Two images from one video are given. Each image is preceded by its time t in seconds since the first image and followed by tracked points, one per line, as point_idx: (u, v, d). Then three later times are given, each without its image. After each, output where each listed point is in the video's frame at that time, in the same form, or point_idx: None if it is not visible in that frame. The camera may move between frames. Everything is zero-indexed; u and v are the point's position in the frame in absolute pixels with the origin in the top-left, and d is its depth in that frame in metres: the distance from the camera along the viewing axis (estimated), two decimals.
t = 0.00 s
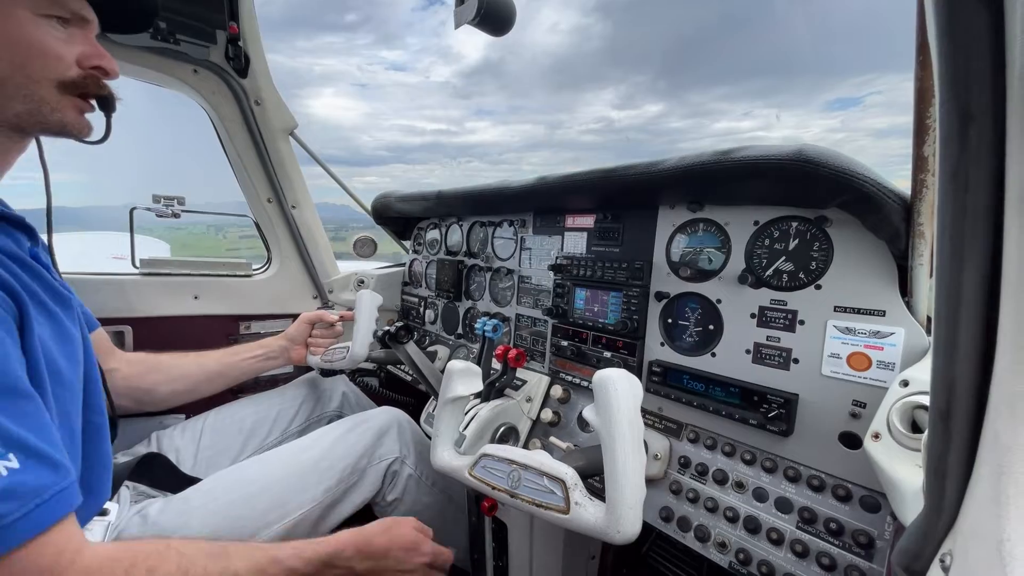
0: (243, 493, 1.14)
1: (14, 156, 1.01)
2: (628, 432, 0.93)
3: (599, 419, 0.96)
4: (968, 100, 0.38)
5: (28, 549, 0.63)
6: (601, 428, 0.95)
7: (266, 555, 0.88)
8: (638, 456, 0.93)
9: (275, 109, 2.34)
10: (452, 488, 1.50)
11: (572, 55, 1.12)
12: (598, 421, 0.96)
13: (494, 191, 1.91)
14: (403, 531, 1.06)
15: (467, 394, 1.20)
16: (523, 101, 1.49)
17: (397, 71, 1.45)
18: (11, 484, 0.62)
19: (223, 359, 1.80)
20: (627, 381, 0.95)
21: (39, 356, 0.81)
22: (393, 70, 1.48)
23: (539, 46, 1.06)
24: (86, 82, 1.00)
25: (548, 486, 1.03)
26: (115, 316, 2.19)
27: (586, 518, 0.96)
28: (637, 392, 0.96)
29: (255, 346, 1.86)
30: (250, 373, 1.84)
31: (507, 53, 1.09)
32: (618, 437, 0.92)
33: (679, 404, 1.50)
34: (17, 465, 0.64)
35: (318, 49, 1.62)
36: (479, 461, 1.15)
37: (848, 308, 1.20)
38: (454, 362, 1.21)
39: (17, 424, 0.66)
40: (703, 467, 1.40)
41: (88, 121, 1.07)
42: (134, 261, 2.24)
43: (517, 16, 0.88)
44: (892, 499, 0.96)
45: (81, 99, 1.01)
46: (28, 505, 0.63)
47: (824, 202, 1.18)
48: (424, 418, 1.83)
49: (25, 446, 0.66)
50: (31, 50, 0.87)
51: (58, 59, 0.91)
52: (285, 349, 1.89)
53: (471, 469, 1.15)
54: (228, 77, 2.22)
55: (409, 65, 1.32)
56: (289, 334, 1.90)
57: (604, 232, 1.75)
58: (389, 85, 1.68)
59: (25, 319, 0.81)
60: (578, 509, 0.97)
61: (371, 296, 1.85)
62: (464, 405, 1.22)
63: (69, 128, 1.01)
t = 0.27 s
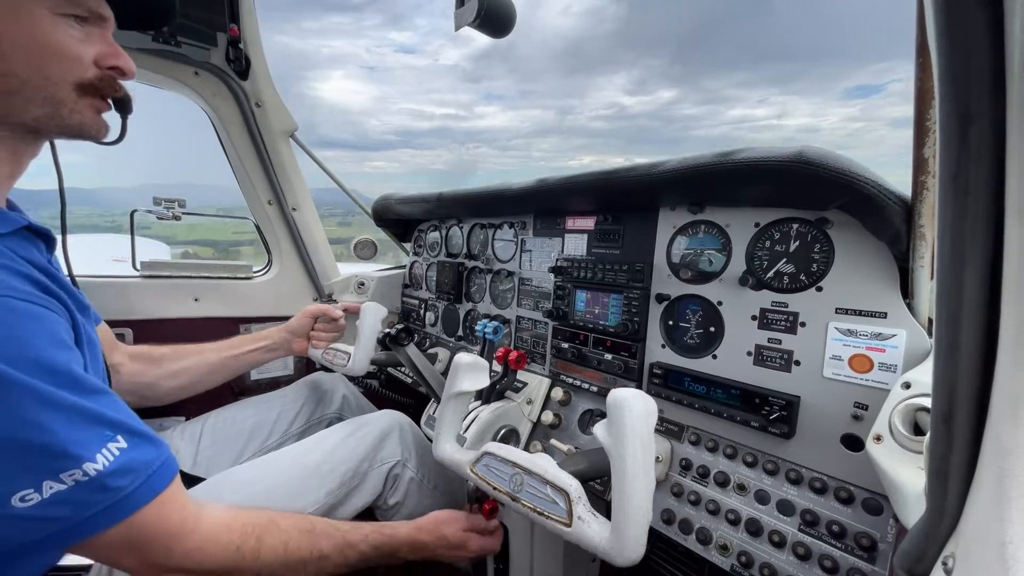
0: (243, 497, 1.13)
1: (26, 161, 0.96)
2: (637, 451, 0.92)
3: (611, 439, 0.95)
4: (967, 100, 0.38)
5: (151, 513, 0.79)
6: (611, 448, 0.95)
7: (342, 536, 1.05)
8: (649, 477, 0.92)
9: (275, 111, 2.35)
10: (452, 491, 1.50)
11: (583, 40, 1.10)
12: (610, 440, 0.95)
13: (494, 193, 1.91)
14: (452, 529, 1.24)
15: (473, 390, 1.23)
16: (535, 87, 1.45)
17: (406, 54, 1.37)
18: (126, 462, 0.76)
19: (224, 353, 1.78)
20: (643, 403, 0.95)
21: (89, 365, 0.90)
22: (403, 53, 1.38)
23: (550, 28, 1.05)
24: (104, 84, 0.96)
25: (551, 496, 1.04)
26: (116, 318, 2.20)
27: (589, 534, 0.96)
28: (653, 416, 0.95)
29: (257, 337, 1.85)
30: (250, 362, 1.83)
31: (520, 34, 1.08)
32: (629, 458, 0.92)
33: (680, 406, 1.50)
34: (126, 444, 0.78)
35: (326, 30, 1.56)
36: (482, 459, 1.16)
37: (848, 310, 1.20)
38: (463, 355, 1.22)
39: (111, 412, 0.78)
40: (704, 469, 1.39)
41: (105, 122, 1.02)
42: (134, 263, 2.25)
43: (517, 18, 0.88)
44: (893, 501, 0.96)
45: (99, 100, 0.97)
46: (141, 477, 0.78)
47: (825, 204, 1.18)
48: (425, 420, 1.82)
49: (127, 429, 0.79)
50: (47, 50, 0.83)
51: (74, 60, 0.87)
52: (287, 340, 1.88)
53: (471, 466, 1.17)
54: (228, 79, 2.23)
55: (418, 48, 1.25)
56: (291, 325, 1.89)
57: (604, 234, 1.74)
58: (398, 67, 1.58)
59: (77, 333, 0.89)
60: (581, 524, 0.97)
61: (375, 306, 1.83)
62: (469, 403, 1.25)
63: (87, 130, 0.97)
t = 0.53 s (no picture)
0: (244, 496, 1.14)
1: (16, 150, 1.02)
2: (652, 473, 0.87)
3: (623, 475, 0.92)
4: (969, 101, 0.38)
5: (140, 502, 0.81)
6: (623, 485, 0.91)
7: (336, 525, 1.04)
8: (659, 509, 0.89)
9: (275, 110, 2.34)
10: (453, 490, 1.51)
11: (597, 23, 1.09)
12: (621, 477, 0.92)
13: (494, 191, 1.91)
14: (450, 517, 1.22)
15: (487, 374, 1.23)
16: (543, 73, 1.41)
17: (411, 41, 1.31)
18: (113, 451, 0.78)
19: (227, 336, 1.80)
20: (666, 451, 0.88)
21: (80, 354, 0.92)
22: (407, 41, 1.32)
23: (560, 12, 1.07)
24: (84, 71, 1.01)
25: (551, 507, 1.04)
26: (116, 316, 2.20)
27: (582, 556, 0.97)
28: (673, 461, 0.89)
29: (261, 321, 1.85)
30: (252, 344, 1.84)
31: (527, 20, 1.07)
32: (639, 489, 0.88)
33: (680, 404, 1.50)
34: (114, 433, 0.80)
35: (331, 16, 1.43)
36: (488, 448, 1.19)
37: (849, 309, 1.20)
38: (479, 337, 1.21)
39: (97, 400, 0.81)
40: (704, 467, 1.40)
41: (88, 109, 1.07)
42: (134, 262, 2.25)
43: (517, 19, 0.88)
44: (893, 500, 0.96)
45: (79, 87, 1.02)
46: (129, 467, 0.80)
47: (825, 202, 1.18)
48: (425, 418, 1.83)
49: (114, 418, 0.81)
50: (25, 40, 0.88)
51: (51, 47, 0.92)
52: (291, 324, 1.89)
53: (476, 451, 1.21)
54: (228, 79, 2.23)
55: (426, 36, 1.24)
56: (295, 310, 1.89)
57: (605, 233, 1.74)
58: (404, 54, 1.47)
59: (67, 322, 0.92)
60: (575, 546, 0.98)
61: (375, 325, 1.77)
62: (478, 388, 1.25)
63: (70, 117, 1.03)
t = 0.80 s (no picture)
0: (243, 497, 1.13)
1: (20, 149, 1.02)
2: (649, 480, 0.87)
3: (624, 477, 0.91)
4: (971, 101, 0.37)
5: (167, 468, 0.82)
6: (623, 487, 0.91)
7: (355, 501, 1.06)
8: (660, 511, 0.88)
9: (276, 110, 2.34)
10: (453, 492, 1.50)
11: (605, 15, 1.09)
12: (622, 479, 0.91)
13: (495, 191, 1.91)
14: (462, 512, 1.22)
15: (487, 377, 1.22)
16: (547, 64, 1.42)
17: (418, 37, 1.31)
18: (137, 419, 0.79)
19: (229, 339, 1.80)
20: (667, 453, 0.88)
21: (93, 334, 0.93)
22: (415, 39, 1.34)
23: (566, 10, 1.05)
24: (83, 69, 1.01)
25: (551, 509, 1.04)
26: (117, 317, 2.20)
27: (583, 558, 0.96)
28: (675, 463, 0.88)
29: (262, 324, 1.86)
30: (254, 347, 1.84)
31: (534, 17, 1.08)
32: (640, 491, 0.88)
33: (680, 405, 1.50)
34: (136, 404, 0.81)
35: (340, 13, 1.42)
36: (488, 451, 1.19)
37: (851, 310, 1.19)
38: (479, 339, 1.21)
39: (117, 373, 0.81)
40: (706, 469, 1.39)
41: (88, 109, 1.07)
42: (136, 263, 2.25)
43: (518, 16, 0.88)
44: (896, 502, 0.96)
45: (79, 86, 1.02)
46: (154, 436, 0.80)
47: (826, 202, 1.17)
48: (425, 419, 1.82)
49: (135, 390, 0.82)
50: (23, 36, 0.89)
51: (49, 45, 0.93)
52: (291, 326, 1.89)
53: (477, 453, 1.21)
54: (230, 78, 2.24)
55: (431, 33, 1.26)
56: (296, 311, 1.90)
57: (605, 233, 1.74)
58: (411, 51, 1.49)
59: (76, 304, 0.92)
60: (576, 548, 0.98)
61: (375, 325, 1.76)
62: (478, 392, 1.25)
63: (70, 116, 1.02)
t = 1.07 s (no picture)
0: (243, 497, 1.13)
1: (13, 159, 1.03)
2: (648, 480, 0.88)
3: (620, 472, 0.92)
4: (967, 103, 0.38)
5: (109, 506, 0.80)
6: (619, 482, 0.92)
7: (316, 518, 1.03)
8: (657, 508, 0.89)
9: (275, 110, 2.34)
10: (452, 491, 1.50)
11: (606, 22, 1.09)
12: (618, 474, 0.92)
13: (494, 192, 1.91)
14: (443, 504, 1.18)
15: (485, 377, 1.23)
16: (549, 69, 1.42)
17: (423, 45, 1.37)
18: (84, 455, 0.77)
19: (224, 343, 1.80)
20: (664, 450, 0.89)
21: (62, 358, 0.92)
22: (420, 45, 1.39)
23: (567, 15, 1.06)
24: (82, 85, 1.01)
25: (549, 507, 1.04)
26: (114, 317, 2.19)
27: (581, 556, 0.97)
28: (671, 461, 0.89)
29: (260, 324, 1.86)
30: (254, 349, 1.84)
31: (535, 21, 1.06)
32: (637, 486, 0.89)
33: (679, 405, 1.50)
34: (86, 436, 0.79)
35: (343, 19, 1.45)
36: (486, 450, 1.19)
37: (848, 309, 1.20)
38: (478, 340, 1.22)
39: (71, 403, 0.80)
40: (703, 468, 1.40)
41: (84, 124, 1.07)
42: (133, 263, 2.24)
43: (517, 17, 0.88)
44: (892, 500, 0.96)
45: (77, 102, 1.02)
46: (100, 471, 0.79)
47: (824, 203, 1.18)
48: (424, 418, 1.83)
49: (88, 422, 0.80)
50: (26, 54, 0.89)
51: (52, 62, 0.93)
52: (289, 327, 1.89)
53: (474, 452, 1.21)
54: (228, 79, 2.23)
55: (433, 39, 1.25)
56: (294, 313, 1.89)
57: (604, 234, 1.75)
58: (414, 57, 1.54)
59: (50, 324, 0.92)
60: (574, 545, 0.98)
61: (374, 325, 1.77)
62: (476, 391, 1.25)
63: (65, 131, 1.02)
